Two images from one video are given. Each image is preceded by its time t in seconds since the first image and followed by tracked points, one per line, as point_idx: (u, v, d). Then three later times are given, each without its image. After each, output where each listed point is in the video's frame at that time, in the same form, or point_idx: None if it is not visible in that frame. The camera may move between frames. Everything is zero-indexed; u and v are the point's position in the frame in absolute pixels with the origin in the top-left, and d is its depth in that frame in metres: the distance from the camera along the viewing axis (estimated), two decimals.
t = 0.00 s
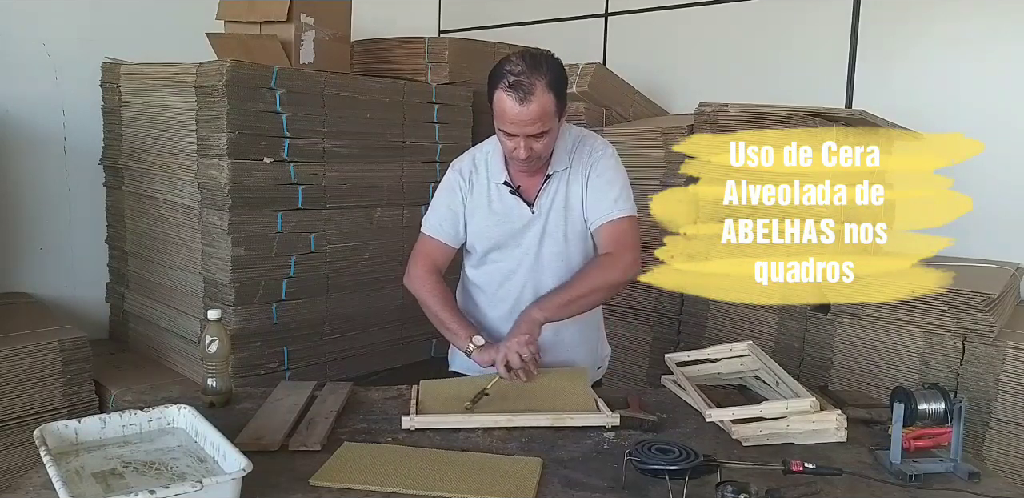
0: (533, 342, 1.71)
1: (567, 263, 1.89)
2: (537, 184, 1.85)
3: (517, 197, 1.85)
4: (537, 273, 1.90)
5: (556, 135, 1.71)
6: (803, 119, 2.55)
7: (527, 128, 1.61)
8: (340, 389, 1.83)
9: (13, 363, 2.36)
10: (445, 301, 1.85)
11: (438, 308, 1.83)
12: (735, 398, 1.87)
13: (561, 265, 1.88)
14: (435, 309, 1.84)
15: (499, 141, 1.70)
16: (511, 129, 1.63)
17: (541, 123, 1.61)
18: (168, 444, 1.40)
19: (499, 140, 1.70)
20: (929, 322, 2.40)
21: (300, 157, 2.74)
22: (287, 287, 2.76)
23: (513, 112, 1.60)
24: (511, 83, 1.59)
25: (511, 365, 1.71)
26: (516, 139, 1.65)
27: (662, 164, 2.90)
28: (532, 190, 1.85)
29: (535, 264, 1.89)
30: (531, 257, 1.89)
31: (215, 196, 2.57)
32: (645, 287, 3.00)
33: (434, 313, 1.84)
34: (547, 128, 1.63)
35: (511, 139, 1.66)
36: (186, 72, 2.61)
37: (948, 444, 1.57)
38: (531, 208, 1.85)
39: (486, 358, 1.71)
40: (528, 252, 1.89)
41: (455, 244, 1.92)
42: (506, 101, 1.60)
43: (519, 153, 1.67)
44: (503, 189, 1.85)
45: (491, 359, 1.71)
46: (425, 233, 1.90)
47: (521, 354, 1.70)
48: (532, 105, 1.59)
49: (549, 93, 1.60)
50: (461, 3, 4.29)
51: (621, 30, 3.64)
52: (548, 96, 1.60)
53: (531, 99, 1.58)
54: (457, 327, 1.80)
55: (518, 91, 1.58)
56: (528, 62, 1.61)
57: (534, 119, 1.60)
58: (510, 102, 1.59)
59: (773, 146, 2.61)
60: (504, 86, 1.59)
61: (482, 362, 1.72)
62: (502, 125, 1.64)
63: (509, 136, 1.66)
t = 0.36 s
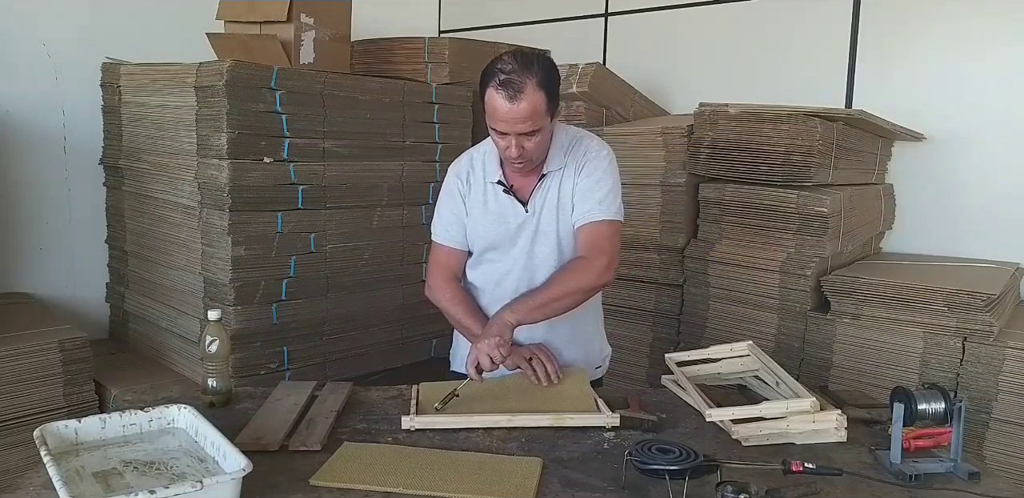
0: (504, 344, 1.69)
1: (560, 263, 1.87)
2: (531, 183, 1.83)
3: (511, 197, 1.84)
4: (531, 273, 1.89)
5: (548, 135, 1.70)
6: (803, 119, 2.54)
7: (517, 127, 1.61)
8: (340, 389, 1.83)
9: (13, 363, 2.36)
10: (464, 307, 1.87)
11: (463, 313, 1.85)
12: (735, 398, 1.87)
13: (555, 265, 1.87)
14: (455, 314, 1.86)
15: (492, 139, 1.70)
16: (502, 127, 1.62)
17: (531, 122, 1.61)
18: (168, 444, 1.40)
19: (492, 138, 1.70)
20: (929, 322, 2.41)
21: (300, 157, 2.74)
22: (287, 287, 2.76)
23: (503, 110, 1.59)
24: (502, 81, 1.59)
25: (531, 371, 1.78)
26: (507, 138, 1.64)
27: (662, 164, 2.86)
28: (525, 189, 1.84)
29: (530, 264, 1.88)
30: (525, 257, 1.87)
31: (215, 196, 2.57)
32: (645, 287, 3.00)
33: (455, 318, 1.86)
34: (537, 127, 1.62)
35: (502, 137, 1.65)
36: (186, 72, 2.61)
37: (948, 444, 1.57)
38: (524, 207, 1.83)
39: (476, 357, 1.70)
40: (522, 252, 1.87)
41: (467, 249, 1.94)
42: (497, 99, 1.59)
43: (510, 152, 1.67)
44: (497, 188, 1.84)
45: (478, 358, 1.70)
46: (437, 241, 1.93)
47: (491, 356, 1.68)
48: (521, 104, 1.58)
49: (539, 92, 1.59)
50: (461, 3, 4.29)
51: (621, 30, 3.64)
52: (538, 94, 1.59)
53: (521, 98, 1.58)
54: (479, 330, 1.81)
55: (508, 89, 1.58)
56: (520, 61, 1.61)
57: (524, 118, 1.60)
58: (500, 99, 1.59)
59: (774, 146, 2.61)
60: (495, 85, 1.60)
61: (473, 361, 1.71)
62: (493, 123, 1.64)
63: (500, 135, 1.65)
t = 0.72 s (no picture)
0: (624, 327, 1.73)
1: (581, 257, 1.87)
2: (548, 180, 1.82)
3: (529, 193, 1.81)
4: (547, 269, 1.87)
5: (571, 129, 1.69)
6: (803, 119, 2.54)
7: (545, 122, 1.60)
8: (340, 389, 1.83)
9: (13, 363, 2.36)
10: (480, 304, 1.84)
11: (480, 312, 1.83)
12: (735, 398, 1.88)
13: (574, 259, 1.87)
14: (469, 312, 1.82)
15: (514, 136, 1.68)
16: (528, 123, 1.61)
17: (558, 117, 1.60)
18: (168, 444, 1.40)
19: (514, 135, 1.68)
20: (929, 322, 2.41)
21: (300, 157, 2.74)
22: (287, 287, 2.76)
23: (531, 105, 1.58)
24: (528, 77, 1.58)
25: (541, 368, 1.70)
26: (532, 134, 1.63)
27: (662, 164, 2.86)
28: (543, 185, 1.82)
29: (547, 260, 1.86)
30: (543, 252, 1.86)
31: (215, 196, 2.57)
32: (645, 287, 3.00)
33: (472, 319, 1.82)
34: (564, 121, 1.62)
35: (527, 134, 1.64)
36: (186, 72, 2.61)
37: (948, 444, 1.57)
38: (543, 203, 1.81)
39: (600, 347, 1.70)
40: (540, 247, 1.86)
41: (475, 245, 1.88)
42: (524, 95, 1.58)
43: (535, 148, 1.65)
44: (513, 184, 1.81)
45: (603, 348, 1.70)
46: (443, 238, 1.86)
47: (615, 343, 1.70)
48: (549, 98, 1.57)
49: (566, 86, 1.59)
50: (461, 3, 4.29)
51: (621, 30, 3.64)
52: (565, 89, 1.59)
53: (549, 92, 1.57)
54: (492, 327, 1.81)
55: (535, 84, 1.57)
56: (544, 57, 1.60)
57: (551, 113, 1.59)
58: (527, 95, 1.58)
59: (774, 147, 2.61)
60: (521, 81, 1.58)
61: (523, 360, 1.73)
62: (518, 120, 1.62)
63: (524, 131, 1.64)
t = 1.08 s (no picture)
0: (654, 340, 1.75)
1: (590, 263, 1.89)
2: (564, 181, 1.83)
3: (544, 193, 1.82)
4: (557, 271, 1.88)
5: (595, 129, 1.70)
6: (803, 119, 2.54)
7: (572, 121, 1.60)
8: (340, 389, 1.83)
9: (13, 363, 2.36)
10: (488, 297, 1.82)
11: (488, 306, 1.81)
12: (735, 399, 1.88)
13: (583, 264, 1.89)
14: (479, 305, 1.80)
15: (538, 136, 1.68)
16: (556, 122, 1.61)
17: (586, 116, 1.60)
18: (168, 444, 1.40)
19: (539, 134, 1.68)
20: (929, 323, 2.41)
21: (300, 157, 2.74)
22: (287, 287, 2.76)
23: (559, 104, 1.58)
24: (557, 76, 1.58)
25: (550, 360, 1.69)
26: (559, 133, 1.63)
27: (662, 163, 2.86)
28: (558, 187, 1.83)
29: (557, 263, 1.87)
30: (553, 255, 1.87)
31: (215, 196, 2.57)
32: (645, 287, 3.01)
33: (482, 312, 1.80)
34: (591, 120, 1.62)
35: (553, 134, 1.64)
36: (186, 72, 2.61)
37: (948, 444, 1.57)
38: (556, 206, 1.83)
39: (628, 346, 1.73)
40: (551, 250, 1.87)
41: (484, 242, 1.87)
42: (553, 95, 1.58)
43: (561, 147, 1.65)
44: (528, 182, 1.81)
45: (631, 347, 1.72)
46: (452, 233, 1.84)
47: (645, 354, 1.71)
48: (578, 97, 1.57)
49: (593, 85, 1.59)
50: (461, 3, 4.29)
51: (621, 30, 3.64)
52: (593, 88, 1.59)
53: (578, 92, 1.57)
54: (502, 318, 1.78)
55: (564, 84, 1.57)
56: (570, 57, 1.60)
57: (579, 112, 1.58)
58: (557, 95, 1.57)
59: (773, 146, 2.61)
60: (549, 80, 1.58)
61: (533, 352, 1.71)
62: (545, 119, 1.62)
63: (551, 131, 1.63)
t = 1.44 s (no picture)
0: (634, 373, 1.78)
1: (591, 267, 1.90)
2: (570, 182, 1.83)
3: (550, 193, 1.82)
4: (558, 273, 1.89)
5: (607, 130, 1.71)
6: (803, 119, 2.54)
7: (586, 122, 1.60)
8: (340, 389, 1.83)
9: (13, 363, 2.36)
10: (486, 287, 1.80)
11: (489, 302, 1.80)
12: (735, 399, 1.88)
13: (584, 268, 1.90)
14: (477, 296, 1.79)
15: (550, 134, 1.68)
16: (569, 122, 1.61)
17: (599, 117, 1.61)
18: (168, 444, 1.40)
19: (551, 133, 1.68)
20: (929, 323, 2.41)
21: (300, 157, 2.74)
22: (287, 287, 2.76)
23: (574, 104, 1.58)
24: (573, 77, 1.58)
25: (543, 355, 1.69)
26: (572, 133, 1.63)
27: (662, 164, 2.85)
28: (563, 188, 1.83)
29: (558, 264, 1.88)
30: (555, 256, 1.87)
31: (215, 196, 2.57)
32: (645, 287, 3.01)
33: (483, 307, 1.79)
34: (604, 122, 1.62)
35: (566, 133, 1.64)
36: (186, 72, 2.61)
37: (948, 444, 1.57)
38: (560, 207, 1.83)
39: (622, 381, 1.75)
40: (552, 250, 1.87)
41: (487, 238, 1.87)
42: (568, 95, 1.58)
43: (573, 147, 1.66)
44: (534, 181, 1.81)
45: (624, 382, 1.75)
46: (456, 227, 1.83)
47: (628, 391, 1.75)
48: (593, 99, 1.58)
49: (608, 87, 1.60)
50: (461, 3, 4.29)
51: (621, 30, 3.64)
52: (607, 90, 1.60)
53: (593, 94, 1.57)
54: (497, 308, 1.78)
55: (580, 84, 1.57)
56: (586, 57, 1.60)
57: (593, 113, 1.59)
58: (572, 96, 1.58)
59: (774, 146, 2.61)
60: (565, 80, 1.58)
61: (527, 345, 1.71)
62: (558, 119, 1.62)
63: (563, 130, 1.64)
